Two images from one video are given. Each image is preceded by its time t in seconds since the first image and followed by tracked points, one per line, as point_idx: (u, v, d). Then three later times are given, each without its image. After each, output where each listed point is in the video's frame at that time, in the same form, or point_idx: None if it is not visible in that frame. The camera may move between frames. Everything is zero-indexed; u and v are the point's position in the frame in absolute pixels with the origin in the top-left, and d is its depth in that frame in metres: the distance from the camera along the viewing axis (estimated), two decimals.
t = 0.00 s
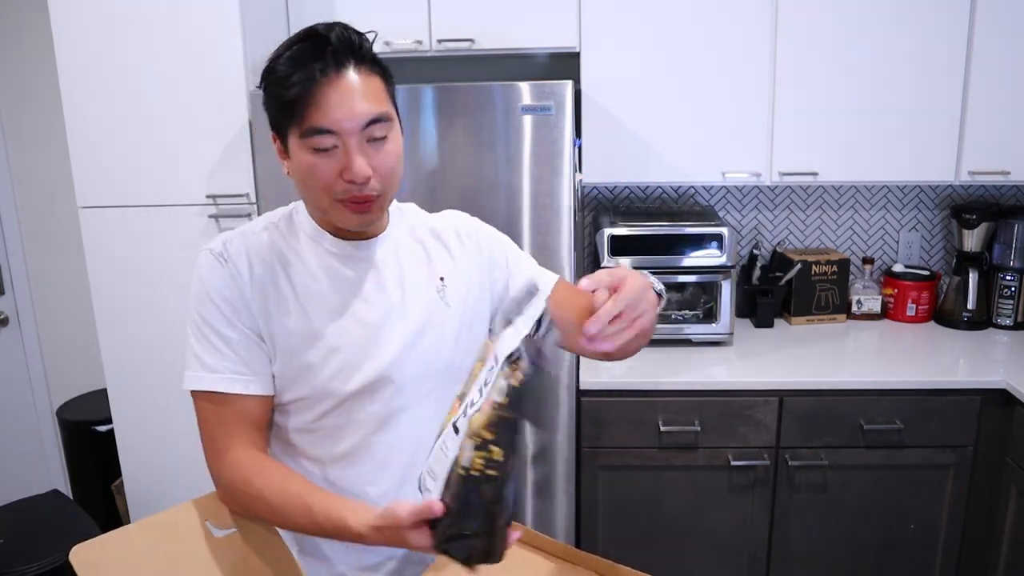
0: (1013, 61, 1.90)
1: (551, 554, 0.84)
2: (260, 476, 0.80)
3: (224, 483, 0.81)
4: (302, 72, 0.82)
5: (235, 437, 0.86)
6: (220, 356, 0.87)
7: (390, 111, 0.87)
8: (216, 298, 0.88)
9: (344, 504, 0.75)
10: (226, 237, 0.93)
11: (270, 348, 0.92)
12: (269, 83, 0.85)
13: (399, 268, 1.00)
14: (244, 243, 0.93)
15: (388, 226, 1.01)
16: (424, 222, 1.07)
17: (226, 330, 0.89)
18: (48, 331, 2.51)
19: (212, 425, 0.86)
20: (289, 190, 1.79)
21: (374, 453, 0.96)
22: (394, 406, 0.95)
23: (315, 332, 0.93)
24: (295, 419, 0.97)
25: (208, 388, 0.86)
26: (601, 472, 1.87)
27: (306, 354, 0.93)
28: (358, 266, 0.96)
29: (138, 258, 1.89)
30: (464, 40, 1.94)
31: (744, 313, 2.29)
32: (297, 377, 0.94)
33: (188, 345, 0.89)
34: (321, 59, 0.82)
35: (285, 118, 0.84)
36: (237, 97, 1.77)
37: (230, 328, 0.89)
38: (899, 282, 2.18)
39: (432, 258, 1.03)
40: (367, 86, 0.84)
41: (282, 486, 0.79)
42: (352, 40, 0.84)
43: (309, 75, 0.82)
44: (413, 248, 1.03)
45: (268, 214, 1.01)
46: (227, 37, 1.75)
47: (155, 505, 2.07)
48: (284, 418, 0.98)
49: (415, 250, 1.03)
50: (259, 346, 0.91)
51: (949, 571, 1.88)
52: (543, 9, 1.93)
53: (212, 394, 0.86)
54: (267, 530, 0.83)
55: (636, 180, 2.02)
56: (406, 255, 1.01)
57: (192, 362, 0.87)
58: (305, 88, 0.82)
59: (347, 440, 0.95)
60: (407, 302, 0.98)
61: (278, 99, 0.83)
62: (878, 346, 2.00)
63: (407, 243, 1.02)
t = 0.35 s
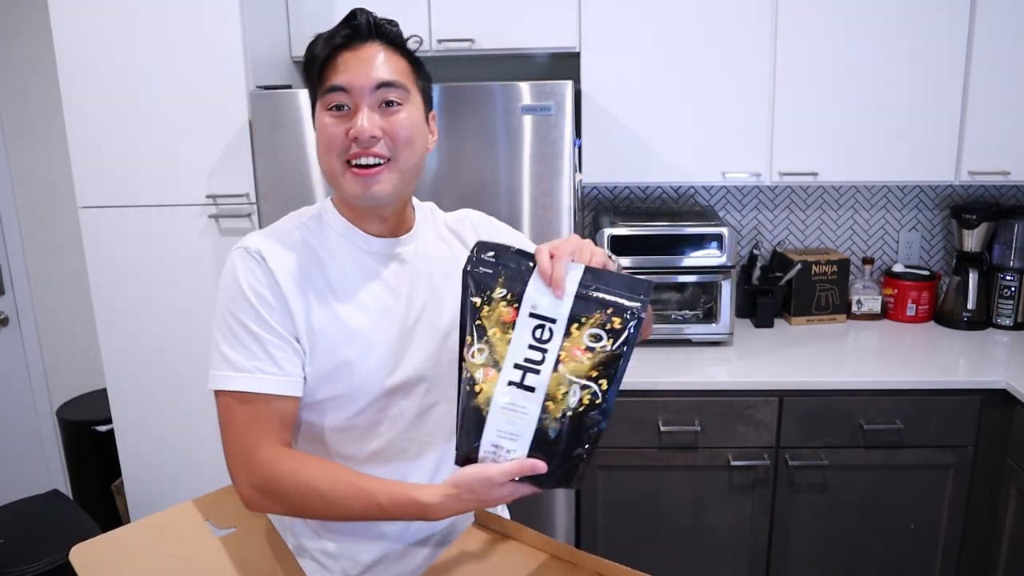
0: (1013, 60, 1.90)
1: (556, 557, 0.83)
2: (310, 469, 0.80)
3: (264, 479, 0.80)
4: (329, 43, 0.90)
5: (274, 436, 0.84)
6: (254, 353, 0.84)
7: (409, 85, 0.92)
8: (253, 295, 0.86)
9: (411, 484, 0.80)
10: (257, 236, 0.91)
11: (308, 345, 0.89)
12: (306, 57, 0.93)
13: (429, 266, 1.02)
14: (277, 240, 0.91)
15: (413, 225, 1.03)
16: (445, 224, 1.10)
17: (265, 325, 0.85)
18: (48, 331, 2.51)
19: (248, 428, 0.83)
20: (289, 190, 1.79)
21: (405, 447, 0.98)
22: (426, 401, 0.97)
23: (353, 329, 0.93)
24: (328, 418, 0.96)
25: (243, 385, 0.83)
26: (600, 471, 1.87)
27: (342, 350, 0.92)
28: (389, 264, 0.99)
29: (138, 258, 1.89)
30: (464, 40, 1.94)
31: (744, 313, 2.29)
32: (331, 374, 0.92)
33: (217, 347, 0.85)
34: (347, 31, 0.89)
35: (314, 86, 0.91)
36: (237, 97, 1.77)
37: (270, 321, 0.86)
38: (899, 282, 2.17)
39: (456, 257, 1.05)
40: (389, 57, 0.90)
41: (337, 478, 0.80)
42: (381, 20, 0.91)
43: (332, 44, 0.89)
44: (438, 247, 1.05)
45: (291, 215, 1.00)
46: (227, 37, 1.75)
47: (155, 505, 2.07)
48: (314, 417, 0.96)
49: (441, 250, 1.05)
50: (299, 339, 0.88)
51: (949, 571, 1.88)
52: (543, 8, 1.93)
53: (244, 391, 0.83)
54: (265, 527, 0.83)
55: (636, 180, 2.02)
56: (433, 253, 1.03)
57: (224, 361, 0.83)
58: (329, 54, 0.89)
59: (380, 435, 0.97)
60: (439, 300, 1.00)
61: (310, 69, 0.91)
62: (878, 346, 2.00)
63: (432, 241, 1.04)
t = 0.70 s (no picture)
0: (1012, 60, 1.90)
1: (561, 559, 0.83)
2: (333, 460, 0.83)
3: (288, 470, 0.84)
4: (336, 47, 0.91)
5: (296, 430, 0.87)
6: (273, 351, 0.86)
7: (416, 83, 0.91)
8: (274, 295, 0.88)
9: (432, 470, 0.83)
10: (278, 237, 0.93)
11: (327, 342, 0.90)
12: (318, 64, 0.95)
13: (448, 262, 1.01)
14: (297, 240, 0.93)
15: (433, 222, 1.02)
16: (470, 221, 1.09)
17: (284, 324, 0.88)
18: (48, 331, 2.51)
19: (269, 422, 0.87)
20: (289, 189, 1.79)
21: (428, 442, 0.98)
22: (448, 397, 0.97)
23: (371, 324, 0.93)
24: (352, 415, 0.96)
25: (263, 382, 0.85)
26: (600, 471, 1.87)
27: (362, 347, 0.92)
28: (409, 260, 0.98)
29: (138, 258, 1.89)
30: (464, 40, 1.94)
31: (744, 313, 2.29)
32: (351, 371, 0.93)
33: (240, 346, 0.88)
34: (352, 34, 0.90)
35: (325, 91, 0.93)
36: (237, 97, 1.77)
37: (289, 320, 0.88)
38: (899, 282, 2.18)
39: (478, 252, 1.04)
40: (396, 56, 0.90)
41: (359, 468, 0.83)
42: (385, 22, 0.91)
43: (339, 48, 0.90)
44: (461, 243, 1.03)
45: (313, 216, 1.01)
46: (227, 36, 1.75)
47: (154, 505, 2.07)
48: (336, 412, 0.97)
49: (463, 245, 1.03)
50: (317, 336, 0.90)
51: (949, 571, 1.88)
52: (543, 8, 1.92)
53: (264, 387, 0.86)
54: (265, 528, 0.83)
55: (636, 180, 2.02)
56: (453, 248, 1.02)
57: (247, 359, 0.86)
58: (336, 58, 0.90)
59: (401, 431, 0.97)
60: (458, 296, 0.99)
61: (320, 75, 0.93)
62: (878, 345, 2.01)
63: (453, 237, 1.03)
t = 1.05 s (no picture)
0: (1011, 60, 1.90)
1: (561, 559, 0.83)
2: (339, 451, 0.87)
3: (297, 462, 0.87)
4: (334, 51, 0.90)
5: (306, 424, 0.90)
6: (281, 352, 0.89)
7: (415, 85, 0.91)
8: (279, 297, 0.90)
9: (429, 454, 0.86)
10: (286, 238, 0.94)
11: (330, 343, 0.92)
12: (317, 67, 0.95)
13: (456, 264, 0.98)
14: (303, 241, 0.94)
15: (444, 221, 0.99)
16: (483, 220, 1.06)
17: (288, 326, 0.90)
18: (48, 331, 2.51)
19: (274, 415, 0.89)
20: (289, 189, 1.79)
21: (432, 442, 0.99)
22: (451, 397, 0.97)
23: (374, 327, 0.93)
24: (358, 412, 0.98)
25: (271, 380, 0.88)
26: (600, 471, 1.87)
27: (366, 349, 0.93)
28: (415, 262, 0.96)
29: (138, 257, 1.89)
30: (464, 40, 1.94)
31: (744, 313, 2.29)
32: (356, 371, 0.93)
33: (251, 343, 0.91)
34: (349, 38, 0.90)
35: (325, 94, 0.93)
36: (237, 97, 1.77)
37: (292, 322, 0.90)
38: (899, 282, 2.17)
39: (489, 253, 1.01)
40: (395, 59, 0.90)
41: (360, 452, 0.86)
42: (383, 23, 0.90)
43: (338, 52, 0.90)
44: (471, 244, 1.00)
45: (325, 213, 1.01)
46: (226, 37, 1.75)
47: (154, 505, 2.07)
48: (341, 409, 0.99)
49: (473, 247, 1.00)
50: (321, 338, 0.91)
51: (949, 571, 1.88)
52: (543, 8, 1.93)
53: (273, 385, 0.88)
54: (265, 526, 0.83)
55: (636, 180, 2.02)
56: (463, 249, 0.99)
57: (257, 357, 0.89)
58: (335, 63, 0.90)
59: (404, 429, 0.98)
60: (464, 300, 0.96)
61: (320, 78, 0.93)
62: (878, 345, 2.01)
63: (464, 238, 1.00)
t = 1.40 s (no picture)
0: (1012, 60, 1.90)
1: (562, 559, 0.82)
2: (356, 441, 0.87)
3: (317, 452, 0.88)
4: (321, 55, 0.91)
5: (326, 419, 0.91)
6: (292, 356, 0.89)
7: (403, 91, 0.90)
8: (285, 302, 0.90)
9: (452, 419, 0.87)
10: (290, 241, 0.95)
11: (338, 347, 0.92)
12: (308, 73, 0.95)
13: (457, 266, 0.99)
14: (305, 244, 0.94)
15: (445, 222, 1.00)
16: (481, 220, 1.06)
17: (295, 331, 0.90)
18: (48, 331, 2.51)
19: (290, 414, 0.90)
20: (288, 189, 1.78)
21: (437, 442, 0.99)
22: (455, 400, 0.98)
23: (379, 329, 0.93)
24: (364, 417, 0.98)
25: (285, 386, 0.89)
26: (600, 471, 1.87)
27: (372, 352, 0.93)
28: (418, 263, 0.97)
29: (138, 257, 1.89)
30: (464, 40, 1.94)
31: (744, 313, 2.29)
32: (362, 375, 0.94)
33: (260, 345, 0.92)
34: (335, 45, 0.90)
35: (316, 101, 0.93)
36: (237, 97, 1.77)
37: (297, 326, 0.90)
38: (899, 282, 2.17)
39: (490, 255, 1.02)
40: (380, 64, 0.89)
41: (385, 439, 0.87)
42: (369, 28, 0.90)
43: (324, 58, 0.90)
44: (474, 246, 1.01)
45: (324, 216, 1.01)
46: (227, 36, 1.75)
47: (154, 504, 2.07)
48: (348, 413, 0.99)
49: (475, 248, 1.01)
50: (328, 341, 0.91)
51: (948, 571, 1.88)
52: (543, 8, 1.92)
53: (288, 390, 0.89)
54: (264, 526, 0.83)
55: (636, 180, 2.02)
56: (465, 252, 0.99)
57: (268, 361, 0.90)
58: (322, 70, 0.91)
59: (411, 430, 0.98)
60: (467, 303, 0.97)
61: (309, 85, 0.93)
62: (878, 345, 2.01)
63: (467, 238, 1.01)
